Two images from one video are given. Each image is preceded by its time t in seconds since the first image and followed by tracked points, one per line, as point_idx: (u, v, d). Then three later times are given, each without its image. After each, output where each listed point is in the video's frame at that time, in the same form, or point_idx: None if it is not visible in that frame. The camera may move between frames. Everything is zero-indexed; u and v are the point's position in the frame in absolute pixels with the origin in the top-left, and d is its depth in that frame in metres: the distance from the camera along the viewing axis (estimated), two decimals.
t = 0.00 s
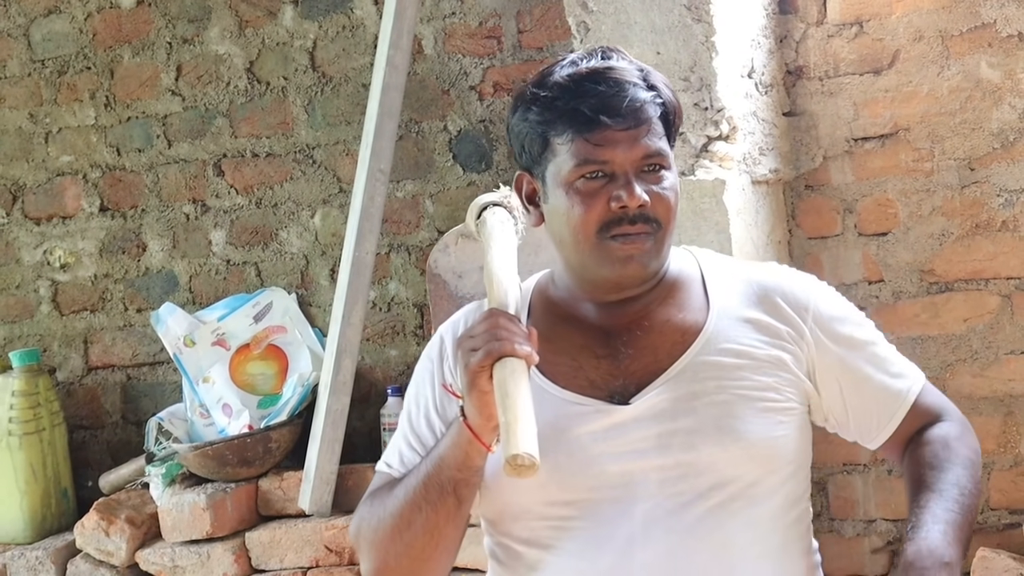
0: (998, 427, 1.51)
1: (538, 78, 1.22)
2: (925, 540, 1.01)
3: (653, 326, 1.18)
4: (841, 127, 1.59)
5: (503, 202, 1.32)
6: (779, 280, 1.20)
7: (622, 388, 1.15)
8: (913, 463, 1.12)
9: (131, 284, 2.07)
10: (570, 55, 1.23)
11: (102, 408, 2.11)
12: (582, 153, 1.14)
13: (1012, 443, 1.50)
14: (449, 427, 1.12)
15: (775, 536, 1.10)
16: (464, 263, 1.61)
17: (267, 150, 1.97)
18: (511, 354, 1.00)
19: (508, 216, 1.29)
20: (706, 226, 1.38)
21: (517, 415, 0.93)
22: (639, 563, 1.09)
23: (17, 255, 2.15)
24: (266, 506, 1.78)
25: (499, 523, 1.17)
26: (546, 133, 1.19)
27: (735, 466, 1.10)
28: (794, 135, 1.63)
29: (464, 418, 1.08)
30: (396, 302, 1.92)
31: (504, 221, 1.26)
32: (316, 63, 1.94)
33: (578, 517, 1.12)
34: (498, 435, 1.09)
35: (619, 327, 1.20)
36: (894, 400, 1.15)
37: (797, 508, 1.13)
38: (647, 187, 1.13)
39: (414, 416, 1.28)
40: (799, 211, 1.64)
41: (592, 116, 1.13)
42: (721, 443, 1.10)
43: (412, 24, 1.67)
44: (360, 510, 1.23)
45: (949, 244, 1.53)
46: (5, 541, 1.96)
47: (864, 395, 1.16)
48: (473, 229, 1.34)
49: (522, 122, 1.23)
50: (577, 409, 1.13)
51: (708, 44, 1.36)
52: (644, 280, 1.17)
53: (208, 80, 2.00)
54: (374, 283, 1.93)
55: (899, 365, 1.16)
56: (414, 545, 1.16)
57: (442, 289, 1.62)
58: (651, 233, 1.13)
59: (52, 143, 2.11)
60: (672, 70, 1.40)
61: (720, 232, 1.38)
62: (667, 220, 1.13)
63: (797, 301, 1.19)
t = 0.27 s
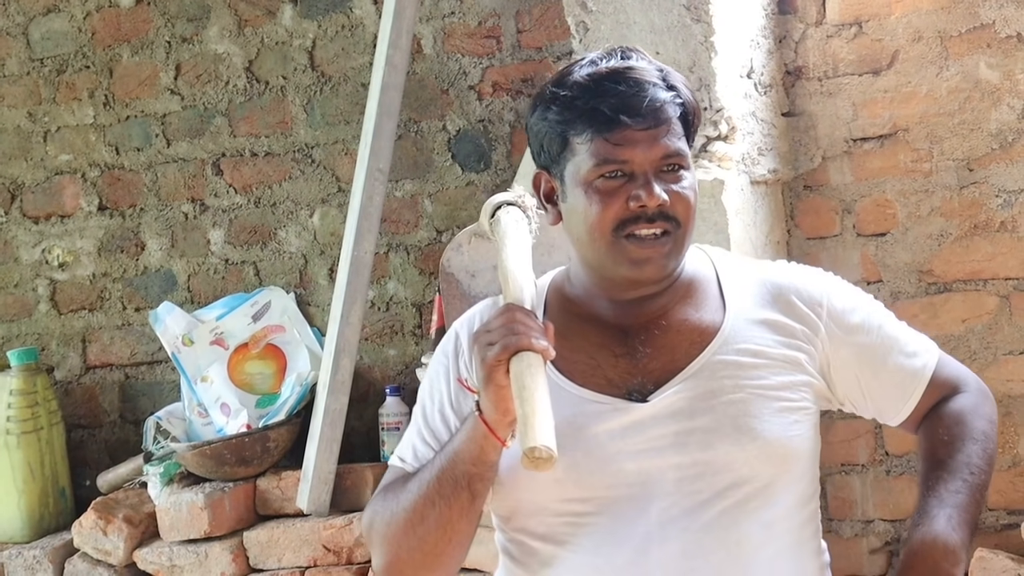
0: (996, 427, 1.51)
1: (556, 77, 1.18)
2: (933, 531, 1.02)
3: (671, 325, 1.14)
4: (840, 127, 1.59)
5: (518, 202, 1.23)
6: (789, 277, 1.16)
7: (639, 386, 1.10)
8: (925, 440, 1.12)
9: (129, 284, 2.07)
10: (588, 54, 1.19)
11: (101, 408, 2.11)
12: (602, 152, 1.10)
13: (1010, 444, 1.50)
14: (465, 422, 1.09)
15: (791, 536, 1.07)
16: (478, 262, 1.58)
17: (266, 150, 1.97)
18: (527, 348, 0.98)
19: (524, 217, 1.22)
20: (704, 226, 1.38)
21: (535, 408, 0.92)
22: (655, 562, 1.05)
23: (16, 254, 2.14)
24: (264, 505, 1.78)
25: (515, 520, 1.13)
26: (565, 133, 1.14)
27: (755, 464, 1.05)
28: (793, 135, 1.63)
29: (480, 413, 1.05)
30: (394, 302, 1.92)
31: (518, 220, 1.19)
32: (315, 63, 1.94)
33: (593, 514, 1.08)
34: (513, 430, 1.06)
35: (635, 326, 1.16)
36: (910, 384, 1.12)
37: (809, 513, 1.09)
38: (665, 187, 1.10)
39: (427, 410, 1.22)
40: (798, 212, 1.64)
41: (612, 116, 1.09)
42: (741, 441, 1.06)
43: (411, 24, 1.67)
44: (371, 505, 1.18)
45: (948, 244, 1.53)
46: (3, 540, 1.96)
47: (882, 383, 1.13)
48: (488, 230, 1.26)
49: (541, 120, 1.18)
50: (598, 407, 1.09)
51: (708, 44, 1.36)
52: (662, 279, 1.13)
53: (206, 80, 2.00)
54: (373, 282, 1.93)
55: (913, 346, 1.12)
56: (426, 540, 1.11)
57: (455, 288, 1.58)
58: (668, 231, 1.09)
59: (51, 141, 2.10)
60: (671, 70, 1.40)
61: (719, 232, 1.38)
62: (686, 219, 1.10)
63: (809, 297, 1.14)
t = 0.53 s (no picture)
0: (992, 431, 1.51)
1: (572, 76, 1.10)
2: (919, 515, 1.07)
3: (683, 331, 1.08)
4: (837, 131, 1.59)
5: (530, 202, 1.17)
6: (800, 278, 1.11)
7: (652, 390, 1.04)
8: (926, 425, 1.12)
9: (126, 282, 2.07)
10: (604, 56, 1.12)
11: (97, 406, 2.11)
12: (618, 156, 1.04)
13: (1005, 448, 1.50)
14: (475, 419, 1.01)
15: (796, 542, 1.04)
16: (490, 262, 1.53)
17: (264, 149, 1.97)
18: (538, 347, 0.92)
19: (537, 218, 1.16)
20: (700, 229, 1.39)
21: (546, 408, 0.87)
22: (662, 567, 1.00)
23: (13, 252, 2.14)
24: (259, 505, 1.78)
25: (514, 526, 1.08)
26: (580, 135, 1.07)
27: (765, 469, 1.01)
28: (791, 139, 1.63)
29: (491, 411, 0.98)
30: (391, 302, 1.92)
31: (530, 221, 1.13)
32: (313, 63, 1.94)
33: (600, 517, 1.02)
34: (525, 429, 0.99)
35: (646, 330, 1.09)
36: (921, 377, 1.09)
37: (811, 524, 1.06)
38: (681, 191, 1.03)
39: (437, 408, 1.13)
40: (795, 215, 1.64)
41: (629, 120, 1.03)
42: (753, 445, 1.01)
43: (410, 24, 1.67)
44: (380, 502, 1.11)
45: (945, 248, 1.53)
46: None
47: (893, 379, 1.09)
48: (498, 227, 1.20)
49: (556, 122, 1.11)
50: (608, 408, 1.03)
51: (705, 47, 1.36)
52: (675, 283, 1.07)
53: (205, 79, 2.00)
54: (369, 282, 1.93)
55: (924, 338, 1.08)
56: (436, 540, 1.04)
57: (466, 288, 1.53)
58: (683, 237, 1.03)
59: (49, 140, 2.10)
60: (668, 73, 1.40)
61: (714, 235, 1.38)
62: (701, 224, 1.04)
63: (819, 299, 1.09)
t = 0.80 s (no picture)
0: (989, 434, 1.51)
1: (582, 79, 1.10)
2: (906, 528, 1.09)
3: (691, 334, 1.08)
4: (835, 134, 1.59)
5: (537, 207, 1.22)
6: (806, 280, 1.11)
7: (659, 392, 1.05)
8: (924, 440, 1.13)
9: (123, 282, 2.07)
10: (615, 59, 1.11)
11: (93, 407, 2.11)
12: (627, 158, 1.03)
13: (1002, 452, 1.50)
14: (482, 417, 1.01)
15: (801, 545, 1.03)
16: (497, 267, 1.50)
17: (262, 150, 1.97)
18: (544, 343, 0.92)
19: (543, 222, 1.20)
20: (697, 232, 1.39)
21: (553, 400, 0.88)
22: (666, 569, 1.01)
23: (10, 252, 2.14)
24: (255, 506, 1.78)
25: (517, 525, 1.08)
26: (590, 138, 1.07)
27: (771, 472, 1.01)
28: (789, 141, 1.63)
29: (497, 409, 0.97)
30: (389, 304, 1.92)
31: (538, 225, 1.17)
32: (311, 64, 1.94)
33: (606, 517, 1.03)
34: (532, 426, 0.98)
35: (654, 332, 1.09)
36: (924, 386, 1.08)
37: (814, 528, 1.05)
38: (690, 194, 1.03)
39: (443, 407, 1.12)
40: (793, 217, 1.64)
41: (640, 123, 1.02)
42: (758, 447, 1.01)
43: (408, 26, 1.67)
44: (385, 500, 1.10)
45: (942, 251, 1.53)
46: None
47: (896, 386, 1.09)
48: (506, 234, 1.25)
49: (566, 124, 1.10)
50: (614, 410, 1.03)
51: (704, 49, 1.36)
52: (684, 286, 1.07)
53: (203, 79, 2.00)
54: (367, 284, 1.93)
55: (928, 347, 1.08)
56: (442, 537, 1.03)
57: (474, 294, 1.50)
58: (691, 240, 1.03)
59: (47, 139, 2.10)
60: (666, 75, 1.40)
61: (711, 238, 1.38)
62: (710, 228, 1.03)
63: (826, 302, 1.09)
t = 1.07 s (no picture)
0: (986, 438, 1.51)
1: (593, 75, 1.12)
2: (908, 536, 1.10)
3: (692, 335, 1.08)
4: (834, 137, 1.59)
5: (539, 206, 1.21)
6: (808, 284, 1.11)
7: (660, 394, 1.05)
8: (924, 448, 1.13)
9: (121, 282, 2.07)
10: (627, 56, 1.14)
11: (91, 406, 2.11)
12: (635, 145, 1.04)
13: (999, 456, 1.50)
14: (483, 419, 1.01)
15: (800, 550, 1.03)
16: (497, 268, 1.50)
17: (261, 150, 1.97)
18: (547, 346, 0.91)
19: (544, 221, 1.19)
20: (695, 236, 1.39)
21: (557, 403, 0.87)
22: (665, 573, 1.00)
23: (8, 251, 2.14)
24: (252, 506, 1.78)
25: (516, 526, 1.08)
26: (599, 128, 1.08)
27: (771, 476, 1.01)
28: (787, 145, 1.63)
29: (499, 411, 0.97)
30: (387, 304, 1.92)
31: (539, 225, 1.16)
32: (311, 64, 1.94)
33: (606, 518, 1.03)
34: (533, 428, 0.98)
35: (656, 334, 1.09)
36: (927, 390, 1.08)
37: (813, 533, 1.05)
38: (695, 184, 1.04)
39: (445, 408, 1.12)
40: (791, 221, 1.64)
41: (649, 108, 1.04)
42: (759, 450, 1.01)
43: (408, 27, 1.67)
44: (387, 501, 1.10)
45: (940, 255, 1.53)
46: None
47: (899, 390, 1.08)
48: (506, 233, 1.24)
49: (576, 115, 1.12)
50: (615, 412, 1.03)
51: (703, 52, 1.36)
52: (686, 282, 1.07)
53: (202, 79, 2.00)
54: (365, 284, 1.93)
55: (930, 349, 1.08)
56: (443, 538, 1.04)
57: (473, 293, 1.50)
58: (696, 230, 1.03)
59: (45, 139, 2.10)
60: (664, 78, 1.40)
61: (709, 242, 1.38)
62: (714, 220, 1.04)
63: (827, 305, 1.09)
